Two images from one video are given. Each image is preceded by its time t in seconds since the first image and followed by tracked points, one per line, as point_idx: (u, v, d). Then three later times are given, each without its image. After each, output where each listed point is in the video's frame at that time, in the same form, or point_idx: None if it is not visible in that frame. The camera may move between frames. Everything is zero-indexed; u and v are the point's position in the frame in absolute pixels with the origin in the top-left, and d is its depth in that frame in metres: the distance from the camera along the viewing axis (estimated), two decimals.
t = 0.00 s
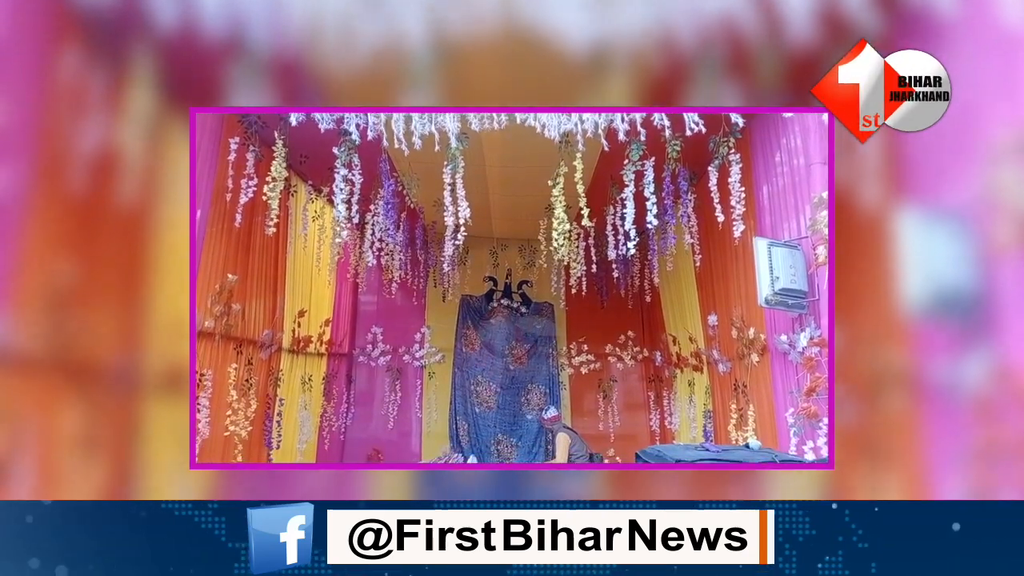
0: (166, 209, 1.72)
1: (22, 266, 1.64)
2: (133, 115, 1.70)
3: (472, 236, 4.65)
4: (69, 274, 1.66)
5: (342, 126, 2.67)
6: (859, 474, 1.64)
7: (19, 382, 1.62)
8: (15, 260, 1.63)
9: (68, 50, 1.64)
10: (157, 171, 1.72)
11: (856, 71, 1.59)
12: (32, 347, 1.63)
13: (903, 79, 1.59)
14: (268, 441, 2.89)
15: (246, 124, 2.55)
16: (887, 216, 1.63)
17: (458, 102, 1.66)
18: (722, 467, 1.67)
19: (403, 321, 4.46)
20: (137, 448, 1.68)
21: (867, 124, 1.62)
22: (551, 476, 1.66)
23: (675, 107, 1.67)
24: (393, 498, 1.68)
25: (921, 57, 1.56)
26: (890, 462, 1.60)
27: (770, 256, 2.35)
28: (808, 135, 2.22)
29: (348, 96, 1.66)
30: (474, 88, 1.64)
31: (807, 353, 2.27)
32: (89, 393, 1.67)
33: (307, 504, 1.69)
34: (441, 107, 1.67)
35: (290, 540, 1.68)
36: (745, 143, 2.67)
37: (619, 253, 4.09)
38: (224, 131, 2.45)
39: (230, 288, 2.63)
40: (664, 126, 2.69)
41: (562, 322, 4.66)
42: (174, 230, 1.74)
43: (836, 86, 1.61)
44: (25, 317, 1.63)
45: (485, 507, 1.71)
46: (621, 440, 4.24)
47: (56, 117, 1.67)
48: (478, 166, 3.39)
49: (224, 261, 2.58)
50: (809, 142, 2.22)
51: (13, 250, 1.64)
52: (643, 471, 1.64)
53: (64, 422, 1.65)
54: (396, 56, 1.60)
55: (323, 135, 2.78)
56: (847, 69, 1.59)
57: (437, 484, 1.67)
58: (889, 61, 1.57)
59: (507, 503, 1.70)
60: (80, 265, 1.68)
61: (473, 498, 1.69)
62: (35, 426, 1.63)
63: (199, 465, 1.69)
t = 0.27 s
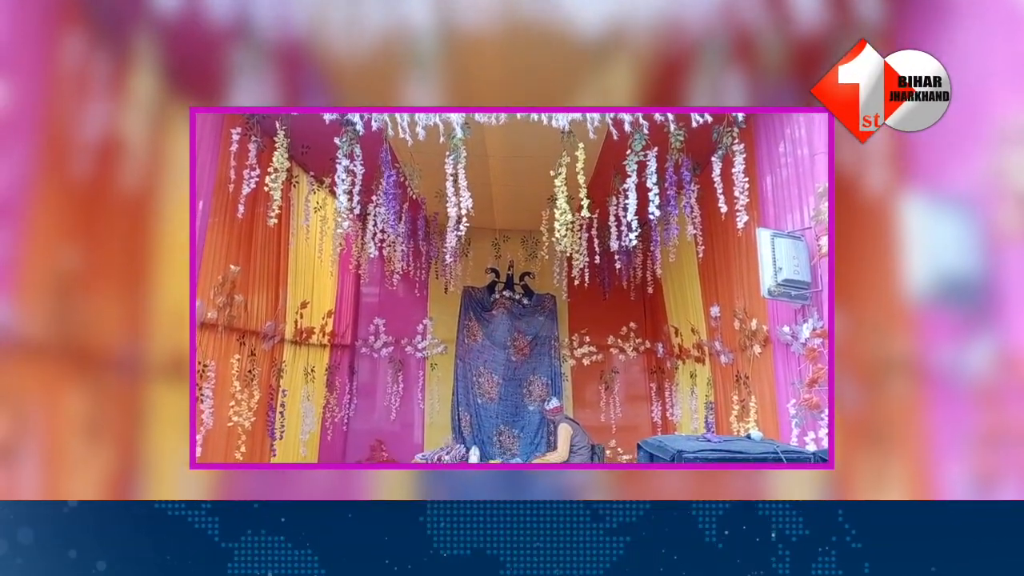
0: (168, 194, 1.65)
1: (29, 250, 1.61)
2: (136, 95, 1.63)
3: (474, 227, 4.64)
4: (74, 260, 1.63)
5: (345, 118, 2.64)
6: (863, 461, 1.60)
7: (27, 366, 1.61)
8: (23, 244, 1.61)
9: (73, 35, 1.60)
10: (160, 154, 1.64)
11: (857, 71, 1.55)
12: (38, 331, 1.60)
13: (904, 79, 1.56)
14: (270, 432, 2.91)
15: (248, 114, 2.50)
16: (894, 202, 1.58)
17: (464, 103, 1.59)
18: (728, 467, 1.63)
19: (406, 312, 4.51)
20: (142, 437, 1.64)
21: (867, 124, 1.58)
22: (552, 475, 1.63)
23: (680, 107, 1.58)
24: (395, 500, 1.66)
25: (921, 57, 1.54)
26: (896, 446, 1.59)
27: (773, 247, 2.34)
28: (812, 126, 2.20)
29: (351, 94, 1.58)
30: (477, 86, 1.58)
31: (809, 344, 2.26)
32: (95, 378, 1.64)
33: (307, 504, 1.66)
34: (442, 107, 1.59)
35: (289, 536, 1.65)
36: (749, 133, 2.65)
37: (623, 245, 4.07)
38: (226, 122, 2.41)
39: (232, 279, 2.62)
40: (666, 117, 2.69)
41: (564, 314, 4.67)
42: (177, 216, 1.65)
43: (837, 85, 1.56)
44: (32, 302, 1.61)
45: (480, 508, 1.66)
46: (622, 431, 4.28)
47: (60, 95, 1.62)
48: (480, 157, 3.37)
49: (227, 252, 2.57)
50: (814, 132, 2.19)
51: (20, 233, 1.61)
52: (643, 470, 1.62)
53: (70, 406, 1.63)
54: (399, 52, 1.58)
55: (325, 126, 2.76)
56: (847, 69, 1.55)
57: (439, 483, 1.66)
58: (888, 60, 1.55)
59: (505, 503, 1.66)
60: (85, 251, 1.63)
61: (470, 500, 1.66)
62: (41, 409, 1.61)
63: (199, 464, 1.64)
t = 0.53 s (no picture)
0: (171, 177, 1.57)
1: (25, 233, 1.51)
2: (135, 70, 1.53)
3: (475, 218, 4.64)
4: (76, 247, 1.53)
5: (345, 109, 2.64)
6: (866, 445, 1.53)
7: (22, 353, 1.50)
8: (19, 226, 1.51)
9: (71, 11, 1.50)
10: (163, 135, 1.56)
11: (857, 74, 1.47)
12: (36, 317, 1.50)
13: (903, 79, 1.48)
14: (272, 423, 2.92)
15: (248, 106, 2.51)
16: (895, 182, 1.52)
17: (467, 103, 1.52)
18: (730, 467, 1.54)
19: (407, 304, 4.52)
20: (146, 430, 1.55)
21: (867, 126, 1.51)
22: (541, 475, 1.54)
23: (682, 108, 1.56)
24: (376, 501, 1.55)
25: (922, 56, 1.45)
26: (897, 432, 1.52)
27: (775, 236, 2.31)
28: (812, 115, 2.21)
29: (353, 85, 1.50)
30: (480, 68, 1.48)
31: (810, 333, 2.26)
32: (97, 366, 1.54)
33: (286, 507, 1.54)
34: (445, 108, 1.53)
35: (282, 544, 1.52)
36: (751, 123, 2.66)
37: (623, 235, 4.06)
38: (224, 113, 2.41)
39: (233, 271, 2.61)
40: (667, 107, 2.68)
41: (565, 305, 4.66)
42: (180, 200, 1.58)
43: (836, 89, 1.49)
44: (28, 286, 1.51)
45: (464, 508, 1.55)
46: (623, 421, 4.31)
47: (59, 69, 1.52)
48: (480, 148, 3.36)
49: (227, 244, 2.56)
50: (815, 121, 2.18)
51: (17, 216, 1.51)
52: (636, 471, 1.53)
53: (71, 395, 1.53)
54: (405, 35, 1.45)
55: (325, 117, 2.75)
56: (845, 72, 1.48)
57: (423, 484, 1.55)
58: (888, 61, 1.46)
59: (492, 504, 1.55)
60: (85, 234, 1.54)
61: (452, 500, 1.56)
62: (40, 401, 1.51)
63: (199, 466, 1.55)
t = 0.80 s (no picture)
0: (173, 168, 1.57)
1: (26, 224, 1.51)
2: (135, 60, 1.52)
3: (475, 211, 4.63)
4: (77, 238, 1.53)
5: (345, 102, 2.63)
6: (867, 432, 1.52)
7: (26, 343, 1.50)
8: (20, 216, 1.50)
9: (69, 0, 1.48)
10: (164, 126, 1.55)
11: (857, 73, 1.47)
12: (37, 306, 1.50)
13: (903, 79, 1.47)
14: (276, 416, 2.94)
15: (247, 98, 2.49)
16: (896, 169, 1.51)
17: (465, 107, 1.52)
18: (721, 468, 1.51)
19: (408, 297, 4.52)
20: (150, 420, 1.55)
21: (868, 125, 1.49)
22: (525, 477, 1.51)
23: (685, 108, 1.57)
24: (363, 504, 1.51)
25: (922, 56, 1.45)
26: (899, 417, 1.51)
27: (776, 227, 2.31)
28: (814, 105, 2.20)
29: (354, 74, 1.50)
30: (476, 58, 1.47)
31: (811, 324, 2.26)
32: (100, 355, 1.54)
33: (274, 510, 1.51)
34: (445, 107, 1.53)
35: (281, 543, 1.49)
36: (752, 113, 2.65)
37: (625, 227, 4.05)
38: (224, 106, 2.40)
39: (234, 265, 2.61)
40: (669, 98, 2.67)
41: (566, 297, 4.66)
42: (182, 189, 1.58)
43: (836, 89, 1.49)
44: (30, 276, 1.50)
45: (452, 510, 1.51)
46: (625, 413, 4.35)
47: (57, 59, 1.51)
48: (480, 140, 3.35)
49: (228, 238, 2.56)
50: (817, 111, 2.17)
51: (17, 207, 1.50)
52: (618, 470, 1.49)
53: (75, 383, 1.53)
54: (405, 23, 1.44)
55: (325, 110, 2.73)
56: (845, 71, 1.48)
57: (418, 485, 1.50)
58: (888, 61, 1.46)
59: (485, 504, 1.52)
60: (87, 225, 1.54)
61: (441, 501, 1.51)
62: (43, 390, 1.51)
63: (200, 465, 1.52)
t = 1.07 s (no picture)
0: (178, 156, 1.57)
1: (29, 210, 1.49)
2: (137, 45, 1.51)
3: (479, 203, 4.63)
4: (82, 224, 1.53)
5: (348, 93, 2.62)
6: (871, 418, 1.52)
7: (31, 330, 1.49)
8: (23, 202, 1.49)
9: None
10: (168, 112, 1.56)
11: (856, 74, 1.47)
12: (42, 293, 1.49)
13: (903, 79, 1.46)
14: (280, 407, 2.97)
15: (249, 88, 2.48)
16: (902, 155, 1.50)
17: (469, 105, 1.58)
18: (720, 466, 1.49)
19: (412, 289, 4.53)
20: (155, 405, 1.56)
21: (867, 126, 1.49)
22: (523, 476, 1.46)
23: (689, 108, 1.61)
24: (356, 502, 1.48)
25: (922, 57, 1.44)
26: (903, 402, 1.51)
27: (780, 216, 2.30)
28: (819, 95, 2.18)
29: (357, 59, 1.48)
30: (479, 52, 1.46)
31: (815, 315, 2.26)
32: (106, 342, 1.54)
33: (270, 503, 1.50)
34: (451, 109, 1.58)
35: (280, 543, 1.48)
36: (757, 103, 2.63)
37: (628, 218, 4.05)
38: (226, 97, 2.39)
39: (237, 257, 2.62)
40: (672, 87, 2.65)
41: (570, 289, 4.66)
42: (185, 179, 1.60)
43: (836, 89, 1.48)
44: (35, 262, 1.49)
45: (446, 511, 1.47)
46: (628, 404, 4.40)
47: (59, 42, 1.49)
48: (483, 132, 3.33)
49: (231, 230, 2.56)
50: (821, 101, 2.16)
51: (20, 193, 1.48)
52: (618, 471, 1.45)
53: (81, 369, 1.53)
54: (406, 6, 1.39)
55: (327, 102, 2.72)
56: (844, 72, 1.47)
57: (416, 486, 1.47)
58: (888, 61, 1.45)
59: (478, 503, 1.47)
60: (92, 211, 1.54)
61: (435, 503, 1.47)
62: (48, 377, 1.50)
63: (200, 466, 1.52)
